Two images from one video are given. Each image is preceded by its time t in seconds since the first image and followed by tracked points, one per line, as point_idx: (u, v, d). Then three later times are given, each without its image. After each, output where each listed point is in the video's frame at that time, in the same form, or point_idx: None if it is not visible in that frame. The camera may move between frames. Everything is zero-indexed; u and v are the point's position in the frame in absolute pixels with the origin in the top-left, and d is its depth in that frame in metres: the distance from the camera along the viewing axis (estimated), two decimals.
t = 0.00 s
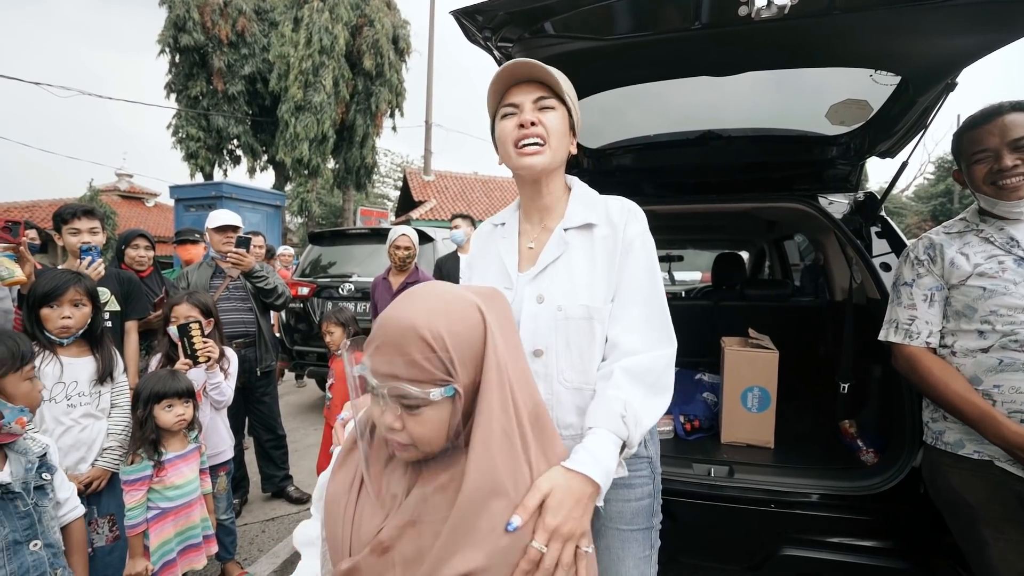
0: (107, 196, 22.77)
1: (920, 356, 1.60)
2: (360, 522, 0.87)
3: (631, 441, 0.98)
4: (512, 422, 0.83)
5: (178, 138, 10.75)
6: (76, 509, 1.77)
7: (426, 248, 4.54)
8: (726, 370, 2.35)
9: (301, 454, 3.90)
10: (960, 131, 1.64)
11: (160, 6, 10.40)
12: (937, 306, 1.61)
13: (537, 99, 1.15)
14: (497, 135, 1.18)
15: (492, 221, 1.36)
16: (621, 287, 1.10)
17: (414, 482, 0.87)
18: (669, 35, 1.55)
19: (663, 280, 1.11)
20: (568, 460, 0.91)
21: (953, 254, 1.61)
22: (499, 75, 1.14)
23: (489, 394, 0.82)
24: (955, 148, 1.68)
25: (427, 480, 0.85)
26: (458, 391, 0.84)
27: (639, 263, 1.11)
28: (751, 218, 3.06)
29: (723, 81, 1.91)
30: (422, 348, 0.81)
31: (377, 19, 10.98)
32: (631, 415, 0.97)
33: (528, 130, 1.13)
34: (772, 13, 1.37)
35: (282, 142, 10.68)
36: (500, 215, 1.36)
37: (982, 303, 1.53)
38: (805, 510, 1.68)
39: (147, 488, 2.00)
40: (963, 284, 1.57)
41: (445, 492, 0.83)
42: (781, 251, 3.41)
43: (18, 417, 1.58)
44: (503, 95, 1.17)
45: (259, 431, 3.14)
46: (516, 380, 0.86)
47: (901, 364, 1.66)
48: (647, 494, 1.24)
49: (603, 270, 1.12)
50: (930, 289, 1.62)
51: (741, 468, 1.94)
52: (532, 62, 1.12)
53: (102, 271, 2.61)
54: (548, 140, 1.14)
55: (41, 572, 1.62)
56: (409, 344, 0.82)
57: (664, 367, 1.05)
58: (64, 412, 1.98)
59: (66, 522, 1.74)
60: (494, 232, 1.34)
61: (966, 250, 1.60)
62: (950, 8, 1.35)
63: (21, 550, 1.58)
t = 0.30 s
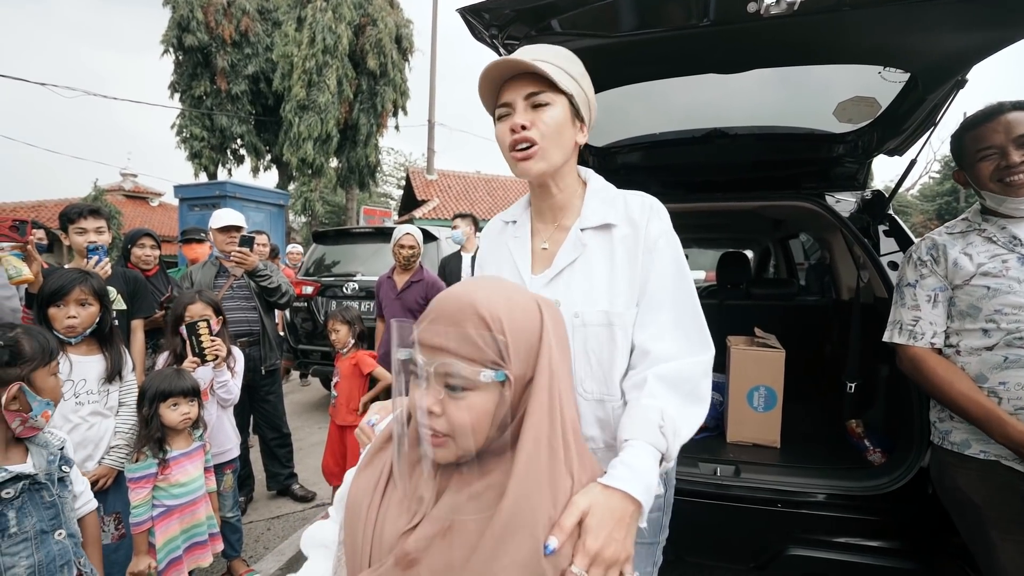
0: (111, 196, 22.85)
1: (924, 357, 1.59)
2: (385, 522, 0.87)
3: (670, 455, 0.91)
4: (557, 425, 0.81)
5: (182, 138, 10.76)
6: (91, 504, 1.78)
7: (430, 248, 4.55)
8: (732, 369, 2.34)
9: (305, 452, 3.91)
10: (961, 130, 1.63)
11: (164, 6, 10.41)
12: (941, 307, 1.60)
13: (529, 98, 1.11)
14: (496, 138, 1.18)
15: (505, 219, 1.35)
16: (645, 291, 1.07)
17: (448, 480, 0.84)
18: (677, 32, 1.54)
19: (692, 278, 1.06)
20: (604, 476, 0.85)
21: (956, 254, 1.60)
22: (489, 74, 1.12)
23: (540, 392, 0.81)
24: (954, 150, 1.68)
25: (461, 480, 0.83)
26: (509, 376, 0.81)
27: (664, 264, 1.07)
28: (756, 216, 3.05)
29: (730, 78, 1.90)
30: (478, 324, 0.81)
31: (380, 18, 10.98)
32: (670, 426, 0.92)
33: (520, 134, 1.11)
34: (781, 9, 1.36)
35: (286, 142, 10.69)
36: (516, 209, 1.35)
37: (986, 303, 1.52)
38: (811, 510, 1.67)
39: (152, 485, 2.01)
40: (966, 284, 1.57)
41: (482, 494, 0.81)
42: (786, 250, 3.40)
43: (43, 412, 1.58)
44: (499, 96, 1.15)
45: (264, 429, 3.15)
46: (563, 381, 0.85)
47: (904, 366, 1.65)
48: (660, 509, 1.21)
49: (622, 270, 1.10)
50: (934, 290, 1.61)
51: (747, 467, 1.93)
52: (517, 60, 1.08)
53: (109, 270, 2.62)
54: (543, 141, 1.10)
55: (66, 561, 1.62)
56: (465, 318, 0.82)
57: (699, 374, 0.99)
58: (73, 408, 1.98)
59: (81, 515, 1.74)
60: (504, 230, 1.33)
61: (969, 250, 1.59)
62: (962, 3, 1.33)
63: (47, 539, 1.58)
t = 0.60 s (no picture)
0: (125, 192, 23.14)
1: (941, 354, 1.56)
2: (427, 497, 0.91)
3: (710, 470, 0.84)
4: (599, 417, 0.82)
5: (195, 135, 10.85)
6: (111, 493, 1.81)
7: (440, 244, 4.56)
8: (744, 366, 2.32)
9: (317, 446, 3.94)
10: (979, 124, 1.61)
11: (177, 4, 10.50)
12: (958, 303, 1.58)
13: (564, 78, 1.05)
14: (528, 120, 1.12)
15: (531, 203, 1.27)
16: (682, 284, 0.96)
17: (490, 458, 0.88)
18: (692, 25, 1.53)
19: (736, 272, 0.96)
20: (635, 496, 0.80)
21: (974, 249, 1.58)
22: (523, 48, 1.07)
23: (582, 381, 0.82)
24: (972, 143, 1.66)
25: (499, 463, 0.87)
26: (549, 361, 0.82)
27: (703, 255, 0.96)
28: (769, 212, 3.02)
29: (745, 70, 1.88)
30: (523, 309, 0.84)
31: (390, 14, 10.98)
32: (710, 438, 0.84)
33: (553, 117, 1.04)
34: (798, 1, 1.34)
35: (297, 138, 10.75)
36: (541, 194, 1.27)
37: (1004, 299, 1.50)
38: (824, 508, 1.66)
39: (167, 477, 2.04)
40: (984, 280, 1.54)
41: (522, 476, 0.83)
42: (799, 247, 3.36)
43: (67, 402, 1.61)
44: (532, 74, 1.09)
45: (276, 423, 3.19)
46: (604, 373, 0.85)
47: (919, 363, 1.63)
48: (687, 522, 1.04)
49: (656, 261, 1.00)
50: (950, 286, 1.59)
51: (760, 464, 1.92)
52: (553, 36, 1.02)
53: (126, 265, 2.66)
54: (578, 124, 1.04)
55: (91, 544, 1.65)
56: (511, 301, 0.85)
57: (744, 378, 0.89)
58: (91, 401, 2.02)
59: (103, 501, 1.77)
60: (529, 213, 1.26)
61: (987, 246, 1.57)
62: None
63: (73, 522, 1.61)
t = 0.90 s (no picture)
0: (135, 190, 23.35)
1: (949, 355, 1.55)
2: (428, 488, 0.91)
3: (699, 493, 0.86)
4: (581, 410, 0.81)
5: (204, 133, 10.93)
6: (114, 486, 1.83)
7: (446, 242, 4.57)
8: (749, 365, 2.32)
9: (323, 443, 3.97)
10: (987, 123, 1.59)
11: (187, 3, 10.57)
12: (966, 303, 1.56)
13: (584, 79, 1.04)
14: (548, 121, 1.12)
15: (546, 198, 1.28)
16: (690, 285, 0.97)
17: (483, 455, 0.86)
18: (698, 24, 1.52)
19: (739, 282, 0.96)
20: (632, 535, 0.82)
21: (982, 249, 1.56)
22: (542, 51, 1.06)
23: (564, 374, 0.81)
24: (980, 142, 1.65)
25: (488, 453, 0.86)
26: (523, 357, 0.82)
27: (712, 260, 0.96)
28: (776, 211, 3.01)
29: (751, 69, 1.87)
30: (501, 306, 0.84)
31: (398, 13, 10.98)
32: (695, 469, 0.84)
33: (574, 119, 1.04)
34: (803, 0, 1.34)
35: (304, 137, 10.81)
36: (556, 189, 1.28)
37: (1013, 299, 1.49)
38: (830, 508, 1.65)
39: (175, 473, 2.06)
40: (993, 280, 1.53)
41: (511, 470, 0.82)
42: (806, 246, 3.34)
43: (74, 397, 1.62)
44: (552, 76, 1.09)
45: (283, 420, 3.21)
46: (591, 366, 0.83)
47: (926, 363, 1.62)
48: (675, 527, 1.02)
49: (666, 261, 1.00)
50: (958, 285, 1.57)
51: (764, 464, 1.92)
52: (573, 37, 1.01)
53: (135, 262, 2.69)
54: (599, 125, 1.04)
55: (103, 531, 1.69)
56: (491, 300, 0.85)
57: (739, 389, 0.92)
58: (100, 397, 2.04)
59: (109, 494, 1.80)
60: (542, 208, 1.27)
61: (996, 245, 1.55)
62: None
63: (86, 511, 1.64)
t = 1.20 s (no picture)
0: (142, 195, 23.56)
1: (954, 359, 1.55)
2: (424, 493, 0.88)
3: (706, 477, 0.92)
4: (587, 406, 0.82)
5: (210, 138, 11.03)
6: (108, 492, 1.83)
7: (450, 245, 4.59)
8: (751, 369, 2.31)
9: (327, 446, 3.99)
10: (993, 125, 1.59)
11: (195, 10, 10.69)
12: (971, 305, 1.56)
13: (569, 93, 1.06)
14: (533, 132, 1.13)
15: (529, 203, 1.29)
16: (672, 287, 0.99)
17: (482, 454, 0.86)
18: (697, 29, 1.53)
19: (720, 286, 0.99)
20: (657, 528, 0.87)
21: (988, 251, 1.56)
22: (531, 67, 1.08)
23: (564, 369, 0.82)
24: (985, 143, 1.64)
25: (491, 452, 0.85)
26: (524, 354, 0.84)
27: (692, 265, 0.99)
28: (779, 214, 3.00)
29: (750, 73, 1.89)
30: (497, 307, 0.86)
31: (402, 18, 11.01)
32: (704, 457, 0.91)
33: (559, 131, 1.06)
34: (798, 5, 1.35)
35: (310, 141, 10.88)
36: (538, 194, 1.29)
37: (1018, 303, 1.49)
38: (833, 513, 1.64)
39: (179, 477, 2.08)
40: (998, 283, 1.53)
41: (512, 468, 0.82)
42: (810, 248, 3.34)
43: (72, 404, 1.63)
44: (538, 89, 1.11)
45: (287, 423, 3.23)
46: (586, 362, 0.85)
47: (930, 366, 1.62)
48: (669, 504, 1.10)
49: (647, 263, 1.02)
50: (963, 288, 1.57)
51: (766, 468, 1.91)
52: (559, 53, 1.04)
53: (140, 266, 2.72)
54: (582, 138, 1.06)
55: (107, 529, 1.72)
56: (486, 301, 0.87)
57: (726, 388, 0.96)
58: (105, 400, 2.07)
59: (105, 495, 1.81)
60: (528, 213, 1.26)
61: (1001, 248, 1.55)
62: None
63: (90, 510, 1.66)
